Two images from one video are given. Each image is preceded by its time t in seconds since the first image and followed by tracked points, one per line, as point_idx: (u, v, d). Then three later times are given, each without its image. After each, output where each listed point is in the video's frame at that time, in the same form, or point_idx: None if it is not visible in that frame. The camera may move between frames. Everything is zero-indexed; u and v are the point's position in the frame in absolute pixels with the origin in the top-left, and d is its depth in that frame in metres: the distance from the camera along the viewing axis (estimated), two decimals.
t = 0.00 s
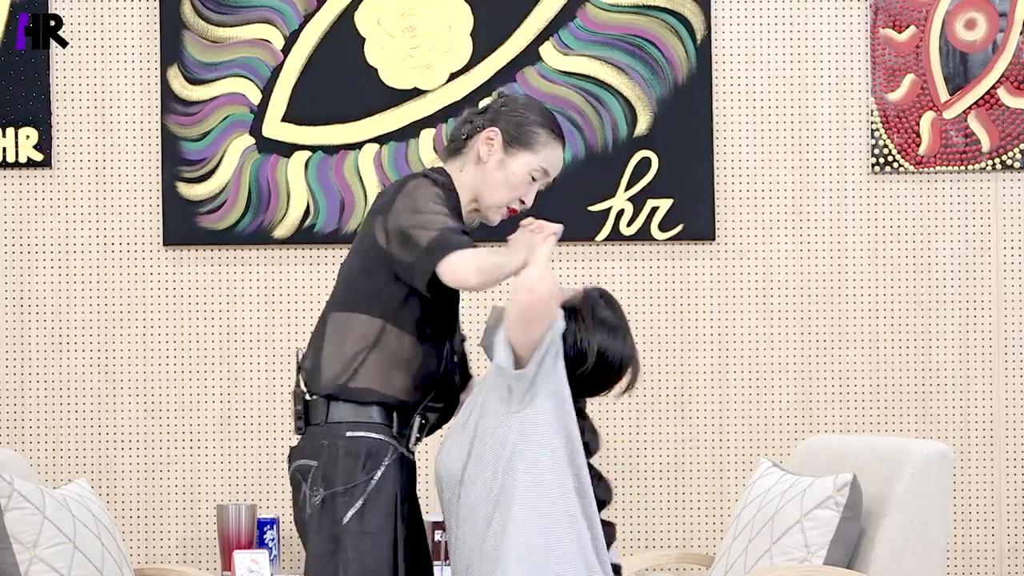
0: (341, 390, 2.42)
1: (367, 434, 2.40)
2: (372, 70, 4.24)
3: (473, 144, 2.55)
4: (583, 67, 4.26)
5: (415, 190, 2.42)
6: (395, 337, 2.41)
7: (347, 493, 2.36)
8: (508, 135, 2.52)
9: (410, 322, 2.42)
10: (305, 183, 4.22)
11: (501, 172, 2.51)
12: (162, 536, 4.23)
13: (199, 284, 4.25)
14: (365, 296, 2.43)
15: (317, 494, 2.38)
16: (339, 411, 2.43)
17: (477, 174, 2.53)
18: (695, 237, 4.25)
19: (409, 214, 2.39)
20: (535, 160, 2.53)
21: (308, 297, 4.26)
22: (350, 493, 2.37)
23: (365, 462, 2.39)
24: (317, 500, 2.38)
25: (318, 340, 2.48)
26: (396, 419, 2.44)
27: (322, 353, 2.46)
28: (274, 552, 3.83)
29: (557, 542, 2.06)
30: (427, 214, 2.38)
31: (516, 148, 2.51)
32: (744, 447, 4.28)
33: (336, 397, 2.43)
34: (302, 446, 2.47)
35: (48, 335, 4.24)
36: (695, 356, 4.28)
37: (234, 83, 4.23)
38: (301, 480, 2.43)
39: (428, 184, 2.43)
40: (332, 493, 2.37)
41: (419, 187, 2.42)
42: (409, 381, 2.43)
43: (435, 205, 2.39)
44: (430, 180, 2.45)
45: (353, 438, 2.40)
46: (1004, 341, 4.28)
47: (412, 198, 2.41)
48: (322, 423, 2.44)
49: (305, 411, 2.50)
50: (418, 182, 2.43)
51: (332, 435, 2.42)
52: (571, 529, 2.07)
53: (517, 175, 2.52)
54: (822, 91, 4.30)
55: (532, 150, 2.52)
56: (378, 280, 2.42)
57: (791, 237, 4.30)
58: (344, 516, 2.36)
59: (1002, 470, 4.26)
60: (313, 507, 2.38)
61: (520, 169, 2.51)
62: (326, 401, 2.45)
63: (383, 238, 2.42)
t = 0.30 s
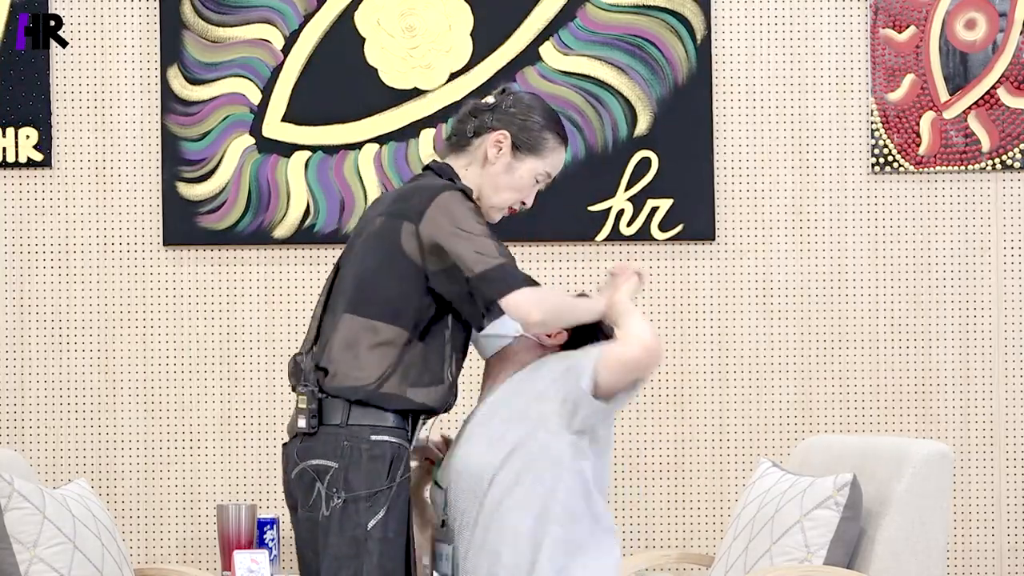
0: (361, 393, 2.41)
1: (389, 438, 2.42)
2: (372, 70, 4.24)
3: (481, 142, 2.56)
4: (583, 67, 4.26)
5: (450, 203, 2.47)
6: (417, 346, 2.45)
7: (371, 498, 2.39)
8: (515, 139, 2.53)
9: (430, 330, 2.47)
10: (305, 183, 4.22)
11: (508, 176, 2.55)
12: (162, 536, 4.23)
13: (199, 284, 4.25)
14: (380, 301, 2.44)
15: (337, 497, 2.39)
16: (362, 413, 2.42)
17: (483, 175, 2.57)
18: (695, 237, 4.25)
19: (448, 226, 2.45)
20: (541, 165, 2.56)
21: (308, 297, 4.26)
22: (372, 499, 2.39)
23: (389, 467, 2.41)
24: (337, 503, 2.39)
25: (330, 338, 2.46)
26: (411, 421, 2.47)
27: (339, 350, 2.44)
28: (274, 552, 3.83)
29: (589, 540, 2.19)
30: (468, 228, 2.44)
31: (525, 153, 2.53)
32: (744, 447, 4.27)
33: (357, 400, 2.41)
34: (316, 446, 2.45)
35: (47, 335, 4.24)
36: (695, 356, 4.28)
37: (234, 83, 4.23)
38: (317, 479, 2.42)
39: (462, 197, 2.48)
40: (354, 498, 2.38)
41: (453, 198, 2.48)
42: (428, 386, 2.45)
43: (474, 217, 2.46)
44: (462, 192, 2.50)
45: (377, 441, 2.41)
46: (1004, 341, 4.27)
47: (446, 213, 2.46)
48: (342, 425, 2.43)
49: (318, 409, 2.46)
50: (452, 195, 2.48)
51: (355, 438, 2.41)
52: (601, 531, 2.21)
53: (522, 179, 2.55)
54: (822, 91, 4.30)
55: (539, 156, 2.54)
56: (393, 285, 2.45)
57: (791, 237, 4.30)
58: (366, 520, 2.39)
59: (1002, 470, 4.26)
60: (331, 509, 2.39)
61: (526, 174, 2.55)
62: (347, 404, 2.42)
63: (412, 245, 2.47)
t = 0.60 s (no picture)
0: (360, 402, 2.44)
1: (385, 440, 2.46)
2: (372, 70, 4.24)
3: (477, 141, 2.60)
4: (583, 67, 4.26)
5: (458, 231, 2.47)
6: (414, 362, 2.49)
7: (370, 504, 2.42)
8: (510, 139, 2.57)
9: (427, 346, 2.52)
10: (305, 184, 4.22)
11: (503, 175, 2.60)
12: (162, 536, 4.23)
13: (199, 284, 4.25)
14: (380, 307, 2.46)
15: (335, 501, 2.43)
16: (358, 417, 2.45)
17: (477, 174, 2.61)
18: (695, 237, 4.25)
19: (456, 258, 2.45)
20: (537, 164, 2.61)
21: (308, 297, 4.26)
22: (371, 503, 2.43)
23: (386, 468, 2.46)
24: (335, 507, 2.42)
25: (325, 348, 2.49)
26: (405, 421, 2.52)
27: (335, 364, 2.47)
28: (274, 552, 3.83)
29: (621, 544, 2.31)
30: (474, 262, 2.45)
31: (520, 154, 2.58)
32: (744, 447, 4.27)
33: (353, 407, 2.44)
34: (310, 449, 2.47)
35: (48, 335, 4.24)
36: (695, 356, 4.28)
37: (234, 83, 4.23)
38: (313, 484, 2.45)
39: (469, 225, 2.49)
40: (352, 503, 2.42)
41: (461, 226, 2.48)
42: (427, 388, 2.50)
43: (481, 250, 2.47)
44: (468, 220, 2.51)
45: (373, 443, 2.45)
46: (1004, 341, 4.27)
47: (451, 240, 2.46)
48: (337, 428, 2.45)
49: (311, 412, 2.48)
50: (460, 223, 2.48)
51: (351, 440, 2.44)
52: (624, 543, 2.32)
53: (518, 178, 2.61)
54: (822, 91, 4.30)
55: (535, 155, 2.59)
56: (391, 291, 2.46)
57: (791, 237, 4.30)
58: (365, 524, 2.42)
59: (1002, 470, 4.26)
60: (329, 513, 2.43)
61: (523, 173, 2.61)
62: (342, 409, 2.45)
63: (413, 267, 2.46)
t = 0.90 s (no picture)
0: (342, 410, 2.46)
1: (372, 441, 2.48)
2: (372, 70, 4.24)
3: (453, 139, 2.53)
4: (583, 67, 4.26)
5: (420, 245, 2.39)
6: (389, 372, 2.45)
7: (358, 504, 2.45)
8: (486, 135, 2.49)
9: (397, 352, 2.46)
10: (305, 184, 4.22)
11: (483, 171, 2.52)
12: (162, 536, 4.23)
13: (199, 284, 4.25)
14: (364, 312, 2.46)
15: (325, 503, 2.45)
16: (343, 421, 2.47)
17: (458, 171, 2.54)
18: (695, 237, 4.25)
19: (408, 276, 2.38)
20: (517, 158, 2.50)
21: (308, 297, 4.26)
22: (359, 504, 2.45)
23: (372, 470, 2.47)
24: (325, 509, 2.45)
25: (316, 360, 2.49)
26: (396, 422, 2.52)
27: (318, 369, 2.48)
28: (274, 552, 3.83)
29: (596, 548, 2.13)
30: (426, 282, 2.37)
31: (496, 149, 2.49)
32: (744, 447, 4.28)
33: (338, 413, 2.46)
34: (302, 453, 2.50)
35: (48, 335, 4.24)
36: (695, 356, 4.28)
37: (234, 83, 4.23)
38: (305, 488, 2.48)
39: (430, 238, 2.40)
40: (341, 505, 2.45)
41: (423, 239, 2.39)
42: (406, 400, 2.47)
43: (434, 269, 2.38)
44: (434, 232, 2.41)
45: (359, 446, 2.47)
46: (1004, 341, 4.27)
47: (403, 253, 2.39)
48: (324, 431, 2.48)
49: (301, 416, 2.52)
50: (425, 237, 2.40)
51: (338, 443, 2.46)
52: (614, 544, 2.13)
53: (499, 173, 2.52)
54: (822, 91, 4.30)
55: (513, 150, 2.49)
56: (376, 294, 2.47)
57: (791, 237, 4.30)
58: (355, 526, 2.45)
59: (1002, 470, 4.26)
60: (320, 516, 2.45)
61: (503, 168, 2.51)
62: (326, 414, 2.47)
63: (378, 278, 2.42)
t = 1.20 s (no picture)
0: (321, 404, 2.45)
1: (350, 438, 2.42)
2: (372, 70, 4.24)
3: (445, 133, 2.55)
4: (584, 67, 4.26)
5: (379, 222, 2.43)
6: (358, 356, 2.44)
7: (332, 500, 2.41)
8: (477, 125, 2.50)
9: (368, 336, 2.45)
10: (306, 184, 4.22)
11: (473, 162, 2.52)
12: (162, 536, 4.22)
13: (199, 284, 4.25)
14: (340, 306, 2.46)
15: (302, 499, 2.43)
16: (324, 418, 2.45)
17: (452, 163, 2.55)
18: (695, 237, 4.25)
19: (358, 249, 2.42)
20: (508, 149, 2.52)
21: (308, 297, 4.26)
22: (333, 500, 2.41)
23: (347, 466, 2.41)
24: (302, 505, 2.43)
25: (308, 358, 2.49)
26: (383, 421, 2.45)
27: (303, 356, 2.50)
28: (274, 552, 3.83)
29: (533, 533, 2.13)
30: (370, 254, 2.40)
31: (485, 138, 2.50)
32: (744, 447, 4.27)
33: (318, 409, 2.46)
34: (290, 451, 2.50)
35: (49, 335, 4.24)
36: (695, 356, 4.28)
37: (234, 84, 4.23)
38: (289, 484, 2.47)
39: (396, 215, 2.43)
40: (316, 502, 2.42)
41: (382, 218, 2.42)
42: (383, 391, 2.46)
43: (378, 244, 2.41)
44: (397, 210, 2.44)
45: (336, 442, 2.43)
46: (1005, 341, 4.27)
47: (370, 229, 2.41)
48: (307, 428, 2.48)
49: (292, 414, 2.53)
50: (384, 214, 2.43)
51: (316, 440, 2.44)
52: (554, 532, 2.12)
53: (489, 164, 2.52)
54: (822, 91, 4.30)
55: (503, 141, 2.50)
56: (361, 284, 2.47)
57: (791, 237, 4.30)
58: (329, 522, 2.41)
59: (1003, 470, 4.26)
60: (300, 512, 2.44)
61: (492, 158, 2.51)
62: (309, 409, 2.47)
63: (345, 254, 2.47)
